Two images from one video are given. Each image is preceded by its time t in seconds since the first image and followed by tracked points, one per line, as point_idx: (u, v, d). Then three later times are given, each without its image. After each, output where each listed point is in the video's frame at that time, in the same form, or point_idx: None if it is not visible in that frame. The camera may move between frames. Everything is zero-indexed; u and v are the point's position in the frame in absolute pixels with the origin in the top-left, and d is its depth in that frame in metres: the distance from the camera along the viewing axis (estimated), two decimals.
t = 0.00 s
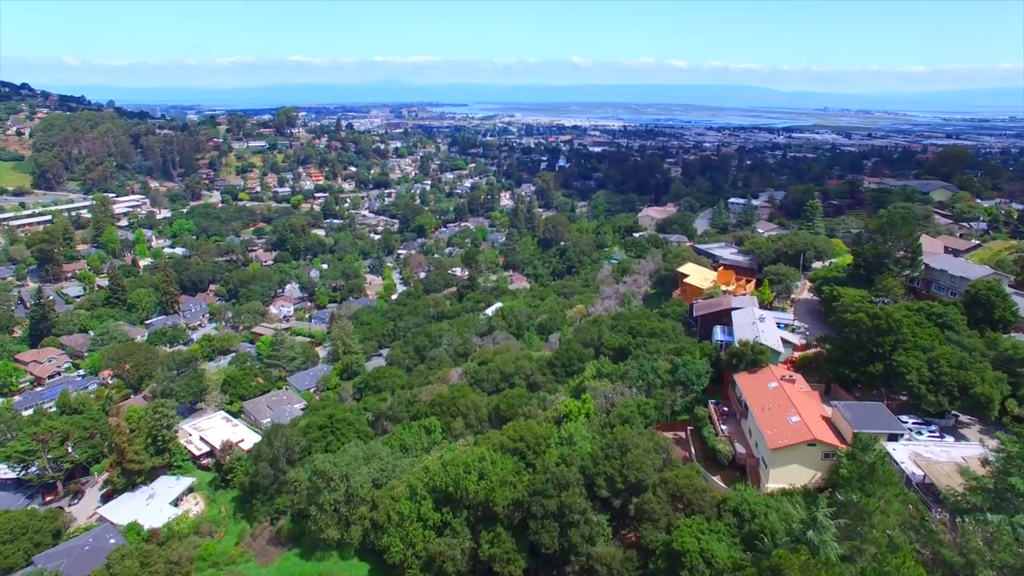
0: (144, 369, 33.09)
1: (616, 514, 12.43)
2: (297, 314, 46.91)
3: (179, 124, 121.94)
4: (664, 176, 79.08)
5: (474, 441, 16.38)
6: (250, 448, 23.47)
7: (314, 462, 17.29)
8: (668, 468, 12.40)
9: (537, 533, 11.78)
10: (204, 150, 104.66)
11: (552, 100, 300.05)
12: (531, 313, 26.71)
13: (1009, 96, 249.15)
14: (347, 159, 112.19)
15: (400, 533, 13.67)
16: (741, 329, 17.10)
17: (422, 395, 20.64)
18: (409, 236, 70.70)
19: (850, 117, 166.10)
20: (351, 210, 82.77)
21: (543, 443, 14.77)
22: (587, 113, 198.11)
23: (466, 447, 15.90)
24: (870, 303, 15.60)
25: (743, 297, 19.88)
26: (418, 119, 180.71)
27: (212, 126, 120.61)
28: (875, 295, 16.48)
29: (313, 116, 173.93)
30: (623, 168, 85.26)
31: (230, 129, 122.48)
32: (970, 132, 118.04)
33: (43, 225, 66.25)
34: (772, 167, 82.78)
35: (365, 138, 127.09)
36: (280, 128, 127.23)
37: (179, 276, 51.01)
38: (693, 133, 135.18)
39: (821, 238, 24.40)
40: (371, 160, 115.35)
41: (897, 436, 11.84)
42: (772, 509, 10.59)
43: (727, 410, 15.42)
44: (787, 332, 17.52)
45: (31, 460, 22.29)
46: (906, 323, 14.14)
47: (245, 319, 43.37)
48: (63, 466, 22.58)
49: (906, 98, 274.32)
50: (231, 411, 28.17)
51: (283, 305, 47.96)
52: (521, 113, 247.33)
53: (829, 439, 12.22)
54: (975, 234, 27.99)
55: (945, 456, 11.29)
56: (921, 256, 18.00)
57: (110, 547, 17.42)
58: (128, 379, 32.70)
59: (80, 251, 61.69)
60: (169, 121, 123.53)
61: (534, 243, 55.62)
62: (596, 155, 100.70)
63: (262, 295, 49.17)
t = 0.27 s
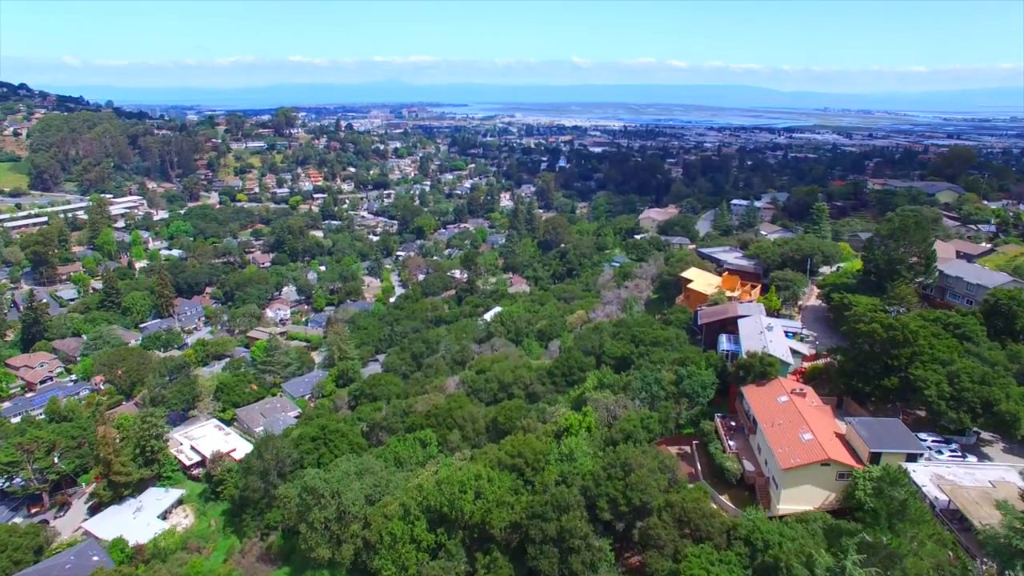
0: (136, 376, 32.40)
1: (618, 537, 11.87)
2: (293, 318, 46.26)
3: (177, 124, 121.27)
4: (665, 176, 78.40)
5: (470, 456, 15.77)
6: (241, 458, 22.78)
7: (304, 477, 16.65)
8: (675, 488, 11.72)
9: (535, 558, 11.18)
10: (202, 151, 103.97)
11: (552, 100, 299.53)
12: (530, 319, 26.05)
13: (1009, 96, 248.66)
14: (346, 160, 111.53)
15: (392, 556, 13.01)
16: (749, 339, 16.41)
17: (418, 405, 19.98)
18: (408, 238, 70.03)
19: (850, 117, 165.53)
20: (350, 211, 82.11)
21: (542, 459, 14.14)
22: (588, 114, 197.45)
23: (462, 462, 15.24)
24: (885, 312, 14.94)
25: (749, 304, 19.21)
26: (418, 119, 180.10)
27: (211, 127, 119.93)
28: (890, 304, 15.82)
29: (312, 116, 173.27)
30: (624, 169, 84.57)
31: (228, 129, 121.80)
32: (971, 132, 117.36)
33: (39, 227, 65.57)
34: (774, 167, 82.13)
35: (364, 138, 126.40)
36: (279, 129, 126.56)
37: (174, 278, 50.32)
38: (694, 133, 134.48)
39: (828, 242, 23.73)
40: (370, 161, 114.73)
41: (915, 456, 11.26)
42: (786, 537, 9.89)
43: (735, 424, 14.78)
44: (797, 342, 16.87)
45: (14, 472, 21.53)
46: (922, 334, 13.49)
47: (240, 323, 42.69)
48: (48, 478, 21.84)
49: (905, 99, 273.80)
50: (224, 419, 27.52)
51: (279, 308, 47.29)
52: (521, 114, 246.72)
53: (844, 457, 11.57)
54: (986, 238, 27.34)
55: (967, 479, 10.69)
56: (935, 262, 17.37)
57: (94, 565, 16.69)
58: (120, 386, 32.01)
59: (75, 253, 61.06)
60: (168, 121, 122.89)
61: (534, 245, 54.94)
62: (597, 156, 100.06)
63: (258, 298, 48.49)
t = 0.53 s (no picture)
0: (128, 382, 31.75)
1: (622, 563, 11.23)
2: (290, 322, 45.67)
3: (175, 125, 120.61)
4: (666, 177, 77.80)
5: (466, 472, 15.16)
6: (232, 469, 22.11)
7: (294, 493, 16.06)
8: (682, 511, 11.15)
9: None
10: (201, 152, 103.35)
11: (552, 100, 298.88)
12: (530, 325, 25.38)
13: (1009, 96, 248.09)
14: (345, 161, 110.92)
15: None
16: (757, 349, 15.79)
17: (413, 416, 19.35)
18: (407, 239, 69.43)
19: (850, 117, 165.05)
20: (348, 212, 81.49)
21: (540, 477, 13.51)
22: (588, 114, 196.92)
23: (458, 480, 14.60)
24: (899, 322, 14.32)
25: (756, 312, 18.59)
26: (418, 119, 179.49)
27: (210, 128, 119.27)
28: (903, 313, 15.22)
29: (312, 117, 172.61)
30: (625, 169, 83.95)
31: (227, 130, 121.15)
32: (972, 132, 116.79)
33: (34, 228, 64.94)
34: (775, 168, 81.50)
35: (364, 139, 125.76)
36: (278, 129, 125.95)
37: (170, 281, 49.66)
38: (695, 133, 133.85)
39: (836, 247, 23.10)
40: (369, 162, 114.14)
41: (937, 480, 10.61)
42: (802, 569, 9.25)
43: (743, 439, 14.14)
44: (808, 353, 16.25)
45: None
46: (941, 347, 12.86)
47: (236, 327, 42.09)
48: (33, 489, 21.08)
49: (904, 99, 273.34)
50: (216, 427, 26.89)
51: (276, 312, 46.68)
52: (521, 114, 246.11)
53: (860, 479, 10.96)
54: (995, 242, 26.73)
55: (995, 505, 10.04)
56: (950, 270, 16.79)
57: None
58: (112, 392, 31.36)
59: (71, 255, 60.42)
60: (166, 122, 122.25)
61: (534, 247, 54.32)
62: (597, 156, 99.46)
63: (255, 302, 47.87)
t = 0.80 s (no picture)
0: (118, 389, 31.02)
1: None
2: (286, 326, 44.99)
3: (174, 125, 119.93)
4: (667, 178, 77.13)
5: (462, 490, 14.52)
6: (222, 481, 21.42)
7: (282, 511, 15.41)
8: (690, 538, 10.58)
9: None
10: (199, 152, 102.68)
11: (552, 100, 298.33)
12: (529, 332, 24.72)
13: (1010, 96, 247.55)
14: (344, 161, 110.23)
15: None
16: (765, 361, 15.11)
17: (408, 427, 18.67)
18: (406, 241, 68.77)
19: (850, 117, 164.47)
20: (347, 213, 80.81)
21: (540, 496, 12.88)
22: (588, 114, 196.31)
23: (453, 499, 13.94)
24: (916, 334, 13.65)
25: (763, 320, 17.92)
26: (418, 119, 178.80)
27: (208, 128, 118.59)
28: (919, 323, 14.55)
29: (311, 117, 171.85)
30: (625, 170, 83.28)
31: (225, 130, 120.46)
32: (974, 132, 116.14)
33: (29, 230, 64.23)
34: (775, 168, 80.84)
35: (363, 139, 125.06)
36: (277, 129, 125.27)
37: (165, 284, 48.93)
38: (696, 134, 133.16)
39: (844, 252, 22.41)
40: (368, 162, 113.49)
41: (962, 505, 9.94)
42: None
43: (752, 456, 13.46)
44: (818, 364, 15.59)
45: None
46: (961, 361, 12.19)
47: (231, 331, 41.42)
48: (15, 502, 20.32)
49: (904, 99, 272.77)
50: (208, 436, 26.24)
51: (272, 315, 45.98)
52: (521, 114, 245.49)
53: (878, 503, 10.30)
54: (1006, 247, 26.04)
55: None
56: (967, 278, 16.13)
57: None
58: (101, 399, 30.66)
59: (66, 257, 59.75)
60: (164, 122, 121.58)
61: (534, 249, 53.62)
62: (597, 156, 98.79)
63: (251, 305, 47.17)
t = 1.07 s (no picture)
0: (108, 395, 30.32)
1: None
2: (282, 329, 44.32)
3: (171, 125, 119.22)
4: (668, 178, 76.45)
5: (456, 509, 13.88)
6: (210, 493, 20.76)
7: (270, 530, 14.77)
8: (697, 568, 9.98)
9: None
10: (196, 152, 102.00)
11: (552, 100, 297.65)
12: (528, 338, 24.06)
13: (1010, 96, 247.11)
14: (343, 161, 109.54)
15: None
16: (775, 373, 14.43)
17: (401, 440, 18.02)
18: (404, 242, 68.09)
19: (851, 117, 163.91)
20: (345, 214, 80.11)
21: (537, 519, 12.25)
22: (588, 114, 195.64)
23: (447, 520, 13.30)
24: (934, 347, 12.99)
25: (770, 329, 17.24)
26: (418, 119, 178.07)
27: (206, 128, 117.88)
28: (937, 335, 13.88)
29: (310, 117, 171.14)
30: (625, 170, 82.59)
31: (224, 130, 119.77)
32: (975, 132, 115.57)
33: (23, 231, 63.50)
34: (777, 168, 80.15)
35: (362, 139, 124.37)
36: (276, 130, 124.60)
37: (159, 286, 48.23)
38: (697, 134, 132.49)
39: (852, 257, 21.73)
40: (367, 162, 112.82)
41: (990, 536, 9.29)
42: None
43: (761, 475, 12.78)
44: (830, 376, 14.92)
45: None
46: (984, 377, 11.54)
47: (226, 334, 40.74)
48: None
49: (903, 99, 272.42)
50: (198, 444, 25.60)
51: (267, 319, 45.32)
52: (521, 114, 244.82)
53: (899, 531, 9.65)
54: (1019, 251, 25.38)
55: None
56: (985, 286, 15.46)
57: None
58: (90, 406, 29.98)
59: (61, 259, 59.05)
60: (162, 122, 120.86)
61: (533, 250, 52.95)
62: (597, 157, 98.11)
63: (246, 307, 46.47)
